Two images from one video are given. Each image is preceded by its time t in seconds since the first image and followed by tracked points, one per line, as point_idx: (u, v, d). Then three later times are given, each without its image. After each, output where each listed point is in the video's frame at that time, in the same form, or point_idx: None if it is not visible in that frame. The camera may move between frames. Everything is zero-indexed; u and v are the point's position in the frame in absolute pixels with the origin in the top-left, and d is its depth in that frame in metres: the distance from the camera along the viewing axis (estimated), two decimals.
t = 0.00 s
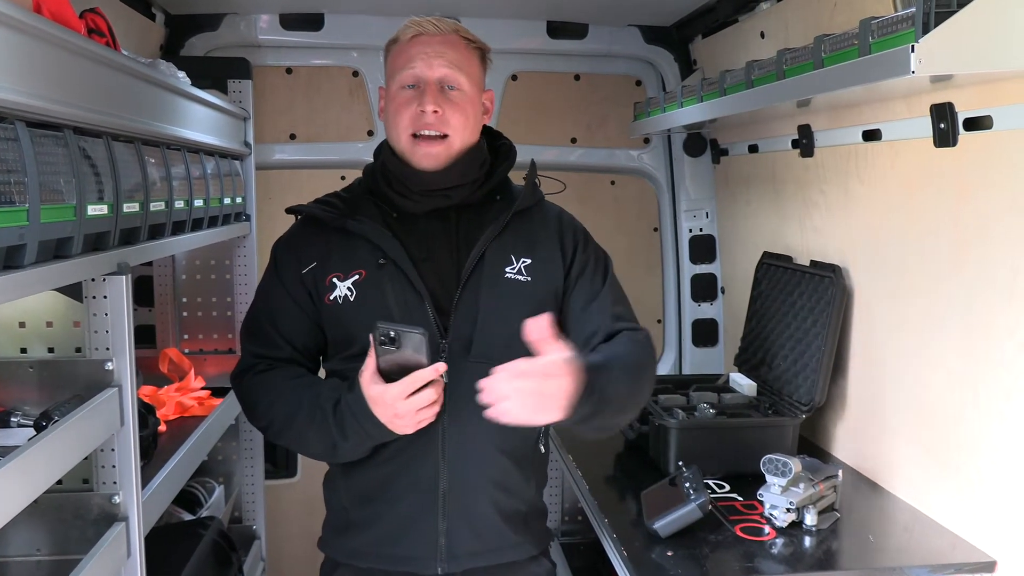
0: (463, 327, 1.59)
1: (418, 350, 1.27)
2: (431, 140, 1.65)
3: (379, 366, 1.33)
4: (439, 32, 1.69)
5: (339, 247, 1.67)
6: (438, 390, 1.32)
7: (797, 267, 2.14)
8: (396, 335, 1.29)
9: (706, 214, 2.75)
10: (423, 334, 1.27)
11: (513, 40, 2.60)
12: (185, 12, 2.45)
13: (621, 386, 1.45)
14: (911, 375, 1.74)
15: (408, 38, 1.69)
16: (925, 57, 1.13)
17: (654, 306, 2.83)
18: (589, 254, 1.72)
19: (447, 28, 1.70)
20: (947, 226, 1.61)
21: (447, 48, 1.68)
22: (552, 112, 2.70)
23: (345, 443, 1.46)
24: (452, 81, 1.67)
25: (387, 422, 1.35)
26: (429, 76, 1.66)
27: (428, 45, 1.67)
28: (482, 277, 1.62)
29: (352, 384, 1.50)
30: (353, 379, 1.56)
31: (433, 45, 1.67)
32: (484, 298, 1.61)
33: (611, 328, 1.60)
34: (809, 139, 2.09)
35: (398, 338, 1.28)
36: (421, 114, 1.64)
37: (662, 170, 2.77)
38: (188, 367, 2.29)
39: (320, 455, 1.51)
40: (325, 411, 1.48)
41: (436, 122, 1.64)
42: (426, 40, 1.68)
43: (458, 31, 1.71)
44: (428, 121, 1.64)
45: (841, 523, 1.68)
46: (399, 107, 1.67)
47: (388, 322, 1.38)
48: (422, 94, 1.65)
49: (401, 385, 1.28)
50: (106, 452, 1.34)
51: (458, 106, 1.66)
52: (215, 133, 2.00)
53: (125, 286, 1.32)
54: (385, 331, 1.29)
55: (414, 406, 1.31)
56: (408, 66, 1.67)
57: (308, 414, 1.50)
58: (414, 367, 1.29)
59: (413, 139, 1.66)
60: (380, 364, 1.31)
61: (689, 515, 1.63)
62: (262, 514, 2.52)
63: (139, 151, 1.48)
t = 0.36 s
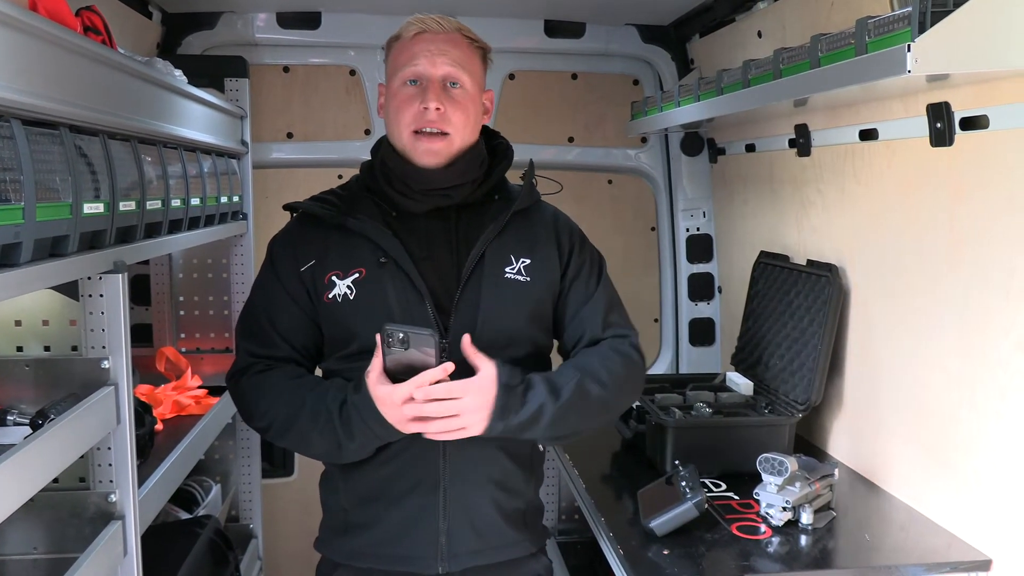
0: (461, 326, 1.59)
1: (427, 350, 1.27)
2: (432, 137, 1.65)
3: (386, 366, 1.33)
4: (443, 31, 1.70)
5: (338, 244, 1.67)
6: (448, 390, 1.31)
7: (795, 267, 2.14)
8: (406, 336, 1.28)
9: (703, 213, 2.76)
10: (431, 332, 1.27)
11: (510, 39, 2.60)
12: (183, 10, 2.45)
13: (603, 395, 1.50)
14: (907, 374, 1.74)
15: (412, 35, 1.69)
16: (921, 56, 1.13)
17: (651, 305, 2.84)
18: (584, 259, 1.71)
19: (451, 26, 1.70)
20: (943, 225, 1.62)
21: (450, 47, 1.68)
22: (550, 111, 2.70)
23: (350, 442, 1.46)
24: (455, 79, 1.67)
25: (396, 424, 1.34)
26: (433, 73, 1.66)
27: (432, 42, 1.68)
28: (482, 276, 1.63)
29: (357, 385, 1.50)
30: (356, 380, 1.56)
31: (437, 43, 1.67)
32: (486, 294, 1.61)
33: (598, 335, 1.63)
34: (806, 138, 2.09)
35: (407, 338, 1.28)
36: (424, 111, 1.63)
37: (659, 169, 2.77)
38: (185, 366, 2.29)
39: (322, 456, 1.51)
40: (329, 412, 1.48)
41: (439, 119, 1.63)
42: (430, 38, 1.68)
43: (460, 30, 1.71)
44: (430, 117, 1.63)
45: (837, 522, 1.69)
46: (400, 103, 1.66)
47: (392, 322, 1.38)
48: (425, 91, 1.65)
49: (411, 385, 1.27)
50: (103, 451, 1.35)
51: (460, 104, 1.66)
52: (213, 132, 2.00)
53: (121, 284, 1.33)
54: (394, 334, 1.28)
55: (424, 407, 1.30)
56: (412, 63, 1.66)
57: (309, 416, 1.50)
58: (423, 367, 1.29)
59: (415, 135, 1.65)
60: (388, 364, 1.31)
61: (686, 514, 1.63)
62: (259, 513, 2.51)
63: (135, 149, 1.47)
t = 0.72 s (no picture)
0: (457, 324, 1.59)
1: (412, 343, 1.28)
2: (429, 134, 1.65)
3: (373, 360, 1.34)
4: (439, 31, 1.70)
5: (333, 241, 1.67)
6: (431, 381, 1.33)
7: (791, 265, 2.15)
8: (390, 328, 1.29)
9: (700, 211, 2.76)
10: (416, 327, 1.28)
11: (506, 38, 2.60)
12: (179, 10, 2.45)
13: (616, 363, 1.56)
14: (904, 371, 1.75)
15: (408, 35, 1.69)
16: (916, 53, 1.14)
17: (648, 303, 2.84)
18: (583, 252, 1.74)
19: (447, 26, 1.70)
20: (940, 222, 1.62)
21: (446, 46, 1.68)
22: (546, 110, 2.70)
23: (340, 437, 1.46)
24: (450, 78, 1.68)
25: (382, 415, 1.37)
26: (429, 73, 1.67)
27: (428, 42, 1.68)
28: (475, 272, 1.63)
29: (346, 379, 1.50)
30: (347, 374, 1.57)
31: (433, 43, 1.68)
32: (478, 289, 1.61)
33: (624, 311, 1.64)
34: (802, 135, 2.10)
35: (392, 331, 1.29)
36: (420, 110, 1.63)
37: (656, 167, 2.77)
38: (183, 366, 2.30)
39: (315, 451, 1.52)
40: (320, 405, 1.49)
41: (435, 119, 1.63)
42: (426, 37, 1.68)
43: (456, 30, 1.71)
44: (425, 118, 1.63)
45: (834, 519, 1.69)
46: (396, 103, 1.67)
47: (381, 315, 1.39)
48: (420, 91, 1.65)
49: (397, 379, 1.29)
50: (100, 451, 1.35)
51: (456, 104, 1.67)
52: (209, 132, 2.00)
53: (118, 284, 1.33)
54: (379, 325, 1.29)
55: (409, 399, 1.32)
56: (407, 63, 1.67)
57: (303, 411, 1.51)
58: (409, 359, 1.30)
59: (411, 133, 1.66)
60: (375, 357, 1.32)
61: (683, 512, 1.63)
62: (257, 513, 2.52)
63: (132, 149, 1.47)
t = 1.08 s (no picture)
0: (454, 324, 1.59)
1: (398, 343, 1.28)
2: (421, 135, 1.66)
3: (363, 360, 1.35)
4: (426, 29, 1.70)
5: (330, 242, 1.67)
6: (420, 381, 1.33)
7: (788, 262, 2.15)
8: (374, 329, 1.28)
9: (698, 210, 2.76)
10: (401, 326, 1.26)
11: (505, 37, 2.60)
12: (177, 11, 2.45)
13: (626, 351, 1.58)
14: (903, 369, 1.75)
15: (396, 36, 1.70)
16: (911, 51, 1.15)
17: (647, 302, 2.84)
18: (584, 249, 1.71)
19: (434, 25, 1.70)
20: (938, 220, 1.62)
21: (434, 45, 1.68)
22: (544, 109, 2.71)
23: (331, 436, 1.46)
24: (441, 76, 1.68)
25: (371, 415, 1.38)
26: (417, 72, 1.67)
27: (416, 41, 1.68)
28: (469, 271, 1.62)
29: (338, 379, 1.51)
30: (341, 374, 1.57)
31: (421, 41, 1.68)
32: (472, 289, 1.61)
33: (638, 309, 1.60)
34: (800, 133, 2.10)
35: (377, 332, 1.28)
36: (410, 110, 1.65)
37: (654, 165, 2.77)
38: (182, 367, 2.30)
39: (309, 450, 1.53)
40: (312, 406, 1.49)
41: (426, 116, 1.65)
42: (414, 37, 1.69)
43: (444, 28, 1.71)
44: (417, 116, 1.64)
45: (833, 517, 1.69)
46: (388, 104, 1.68)
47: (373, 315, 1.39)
48: (410, 91, 1.66)
49: (384, 378, 1.30)
50: (99, 451, 1.35)
51: (448, 101, 1.67)
52: (207, 132, 1.99)
53: (118, 285, 1.33)
54: (363, 326, 1.28)
55: (397, 399, 1.33)
56: (396, 63, 1.67)
57: (297, 409, 1.51)
58: (397, 358, 1.30)
59: (404, 134, 1.66)
60: (364, 357, 1.33)
61: (683, 510, 1.64)
62: (257, 513, 2.52)
63: (130, 150, 1.48)
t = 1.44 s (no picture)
0: (455, 325, 1.59)
1: (398, 344, 1.28)
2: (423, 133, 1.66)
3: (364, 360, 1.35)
4: (427, 30, 1.71)
5: (335, 243, 1.68)
6: (420, 383, 1.34)
7: (789, 263, 2.15)
8: (375, 330, 1.28)
9: (699, 211, 2.76)
10: (400, 328, 1.26)
11: (506, 38, 2.61)
12: (179, 12, 2.45)
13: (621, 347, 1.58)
14: (904, 371, 1.75)
15: (397, 37, 1.71)
16: (913, 52, 1.15)
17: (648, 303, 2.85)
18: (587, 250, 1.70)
19: (435, 24, 1.71)
20: (938, 222, 1.63)
21: (435, 44, 1.69)
22: (545, 111, 2.71)
23: (331, 436, 1.47)
24: (442, 75, 1.68)
25: (371, 416, 1.38)
26: (418, 71, 1.68)
27: (416, 42, 1.69)
28: (472, 272, 1.62)
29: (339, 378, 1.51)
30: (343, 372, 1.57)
31: (421, 42, 1.69)
32: (475, 289, 1.61)
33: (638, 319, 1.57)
34: (801, 134, 2.10)
35: (377, 333, 1.28)
36: (413, 109, 1.65)
37: (655, 167, 2.77)
38: (183, 367, 2.30)
39: (310, 449, 1.53)
40: (312, 405, 1.50)
41: (428, 115, 1.64)
42: (415, 38, 1.70)
43: (446, 28, 1.72)
44: (419, 115, 1.64)
45: (834, 519, 1.70)
46: (391, 105, 1.69)
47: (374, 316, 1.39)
48: (412, 90, 1.66)
49: (385, 378, 1.30)
50: (101, 451, 1.36)
51: (449, 100, 1.67)
52: (209, 133, 2.00)
53: (119, 285, 1.33)
54: (364, 327, 1.29)
55: (397, 400, 1.33)
56: (398, 63, 1.68)
57: (299, 407, 1.52)
58: (398, 359, 1.31)
59: (407, 133, 1.66)
60: (366, 358, 1.33)
61: (683, 511, 1.64)
62: (257, 514, 2.52)
63: (132, 150, 1.48)
